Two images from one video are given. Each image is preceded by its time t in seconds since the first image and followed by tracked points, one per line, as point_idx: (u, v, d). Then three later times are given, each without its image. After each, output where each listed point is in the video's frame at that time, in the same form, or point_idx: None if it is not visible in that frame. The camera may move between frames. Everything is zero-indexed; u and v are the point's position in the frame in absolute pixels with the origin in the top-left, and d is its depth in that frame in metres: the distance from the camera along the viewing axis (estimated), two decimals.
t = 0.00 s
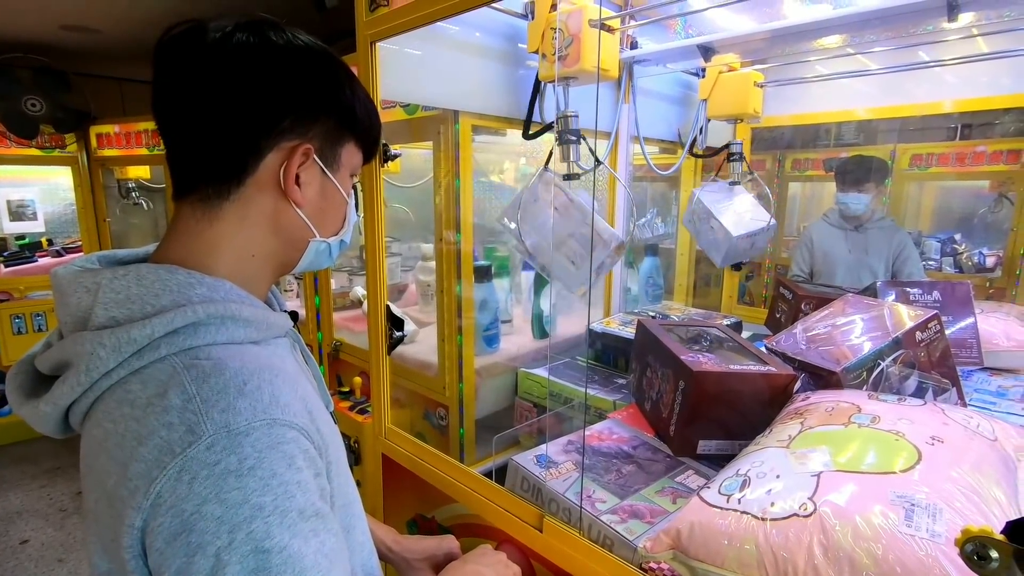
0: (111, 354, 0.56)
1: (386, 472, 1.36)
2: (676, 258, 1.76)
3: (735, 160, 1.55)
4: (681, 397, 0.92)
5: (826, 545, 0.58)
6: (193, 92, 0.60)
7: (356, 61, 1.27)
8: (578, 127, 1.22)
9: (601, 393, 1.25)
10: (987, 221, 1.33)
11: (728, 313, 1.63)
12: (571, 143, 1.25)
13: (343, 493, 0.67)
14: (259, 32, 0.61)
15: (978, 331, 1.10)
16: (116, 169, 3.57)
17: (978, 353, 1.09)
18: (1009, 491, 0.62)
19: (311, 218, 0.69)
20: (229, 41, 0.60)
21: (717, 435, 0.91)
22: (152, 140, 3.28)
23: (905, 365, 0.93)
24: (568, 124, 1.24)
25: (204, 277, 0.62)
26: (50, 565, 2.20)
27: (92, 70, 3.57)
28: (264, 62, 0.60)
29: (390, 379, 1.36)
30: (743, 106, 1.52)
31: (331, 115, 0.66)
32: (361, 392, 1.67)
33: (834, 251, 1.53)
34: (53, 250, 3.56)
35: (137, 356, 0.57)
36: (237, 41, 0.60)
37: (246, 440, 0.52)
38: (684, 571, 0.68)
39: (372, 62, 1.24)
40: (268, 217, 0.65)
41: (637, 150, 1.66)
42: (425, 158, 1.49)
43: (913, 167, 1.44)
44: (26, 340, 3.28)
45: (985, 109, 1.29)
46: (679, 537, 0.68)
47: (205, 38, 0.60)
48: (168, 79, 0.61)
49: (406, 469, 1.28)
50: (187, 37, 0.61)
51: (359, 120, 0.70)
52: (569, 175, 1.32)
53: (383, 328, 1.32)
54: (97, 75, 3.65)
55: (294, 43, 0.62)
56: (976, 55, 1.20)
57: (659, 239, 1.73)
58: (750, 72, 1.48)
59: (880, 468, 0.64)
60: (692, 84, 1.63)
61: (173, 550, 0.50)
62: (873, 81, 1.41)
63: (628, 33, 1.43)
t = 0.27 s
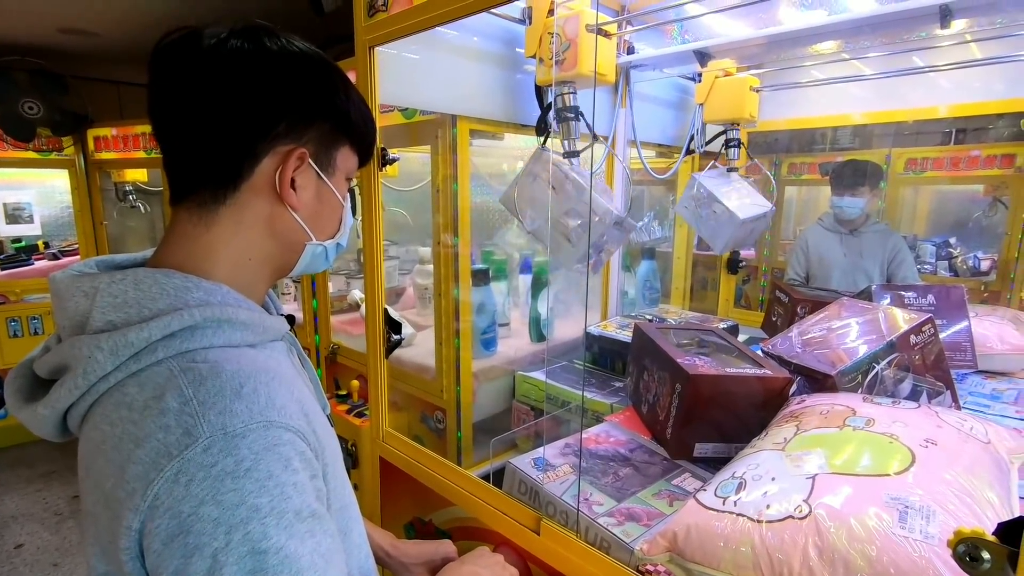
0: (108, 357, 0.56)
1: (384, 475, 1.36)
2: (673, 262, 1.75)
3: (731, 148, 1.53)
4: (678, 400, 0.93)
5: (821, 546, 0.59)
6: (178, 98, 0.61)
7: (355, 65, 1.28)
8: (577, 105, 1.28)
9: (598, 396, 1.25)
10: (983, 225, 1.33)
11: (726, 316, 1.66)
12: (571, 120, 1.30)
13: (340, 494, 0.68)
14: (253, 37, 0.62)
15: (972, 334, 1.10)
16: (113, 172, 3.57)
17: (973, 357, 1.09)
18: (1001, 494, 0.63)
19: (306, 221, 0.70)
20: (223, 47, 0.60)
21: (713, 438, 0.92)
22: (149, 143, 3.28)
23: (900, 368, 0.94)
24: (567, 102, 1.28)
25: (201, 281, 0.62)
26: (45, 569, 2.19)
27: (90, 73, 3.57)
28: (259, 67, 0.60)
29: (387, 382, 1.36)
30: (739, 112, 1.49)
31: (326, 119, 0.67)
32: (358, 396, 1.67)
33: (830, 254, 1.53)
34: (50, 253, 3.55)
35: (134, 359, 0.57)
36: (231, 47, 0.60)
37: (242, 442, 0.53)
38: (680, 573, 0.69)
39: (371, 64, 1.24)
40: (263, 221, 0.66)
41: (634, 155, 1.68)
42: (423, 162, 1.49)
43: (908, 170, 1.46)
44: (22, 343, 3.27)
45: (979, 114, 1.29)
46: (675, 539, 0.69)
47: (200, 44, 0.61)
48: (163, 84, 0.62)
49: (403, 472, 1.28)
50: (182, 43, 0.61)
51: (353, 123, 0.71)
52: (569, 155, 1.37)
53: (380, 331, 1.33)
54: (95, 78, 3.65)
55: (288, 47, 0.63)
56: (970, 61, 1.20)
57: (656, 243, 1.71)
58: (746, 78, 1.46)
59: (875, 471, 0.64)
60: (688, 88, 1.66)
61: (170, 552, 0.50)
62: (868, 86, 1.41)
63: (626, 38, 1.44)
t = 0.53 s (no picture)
0: (106, 359, 0.56)
1: (381, 478, 1.36)
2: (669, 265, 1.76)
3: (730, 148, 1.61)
4: (674, 403, 0.93)
5: (818, 547, 0.59)
6: (174, 100, 0.61)
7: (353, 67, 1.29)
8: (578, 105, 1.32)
9: (595, 399, 1.25)
10: (976, 228, 1.27)
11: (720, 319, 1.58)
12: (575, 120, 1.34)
13: (338, 495, 0.68)
14: (247, 39, 0.62)
15: (966, 337, 1.11)
16: (109, 174, 3.56)
17: (967, 359, 1.10)
18: (996, 495, 0.63)
19: (302, 223, 0.70)
20: (218, 49, 0.60)
21: (710, 439, 0.92)
22: (145, 145, 3.28)
23: (895, 371, 0.94)
24: (568, 103, 1.33)
25: (197, 283, 0.62)
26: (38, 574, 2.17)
27: (86, 74, 3.56)
28: (239, 69, 0.60)
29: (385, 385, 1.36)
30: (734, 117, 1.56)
31: (321, 121, 0.67)
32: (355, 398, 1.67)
33: (824, 256, 1.56)
34: (45, 255, 3.53)
35: (132, 361, 0.57)
36: (226, 49, 0.60)
37: (241, 444, 0.52)
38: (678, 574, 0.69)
39: (370, 68, 1.26)
40: (259, 223, 0.66)
41: (631, 158, 1.70)
42: (421, 164, 1.49)
43: (903, 174, 1.43)
44: (16, 346, 3.25)
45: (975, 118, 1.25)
46: (673, 541, 0.69)
47: (195, 46, 0.61)
48: (159, 87, 0.62)
49: (400, 474, 1.28)
50: (176, 46, 0.61)
51: (348, 125, 0.71)
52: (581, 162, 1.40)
53: (378, 334, 1.33)
54: (91, 80, 3.65)
55: (283, 49, 0.63)
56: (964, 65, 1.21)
57: (652, 245, 1.75)
58: (742, 81, 1.52)
59: (872, 472, 0.65)
60: (686, 92, 1.67)
61: (170, 552, 0.50)
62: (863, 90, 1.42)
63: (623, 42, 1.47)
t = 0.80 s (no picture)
0: (105, 361, 0.56)
1: (379, 479, 1.36)
2: (667, 268, 1.80)
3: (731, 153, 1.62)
4: (672, 404, 0.94)
5: (812, 547, 0.60)
6: (169, 103, 0.61)
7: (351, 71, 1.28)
8: (564, 107, 1.29)
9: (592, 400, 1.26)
10: (972, 231, 1.17)
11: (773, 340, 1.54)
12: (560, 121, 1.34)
13: (336, 495, 0.68)
14: (240, 42, 0.62)
15: (960, 339, 1.13)
16: (106, 175, 3.55)
17: (961, 361, 1.12)
18: (989, 496, 0.63)
19: (299, 224, 0.70)
20: (211, 52, 0.60)
21: (705, 440, 0.92)
22: (142, 147, 3.27)
23: (890, 372, 0.95)
24: (553, 105, 1.30)
25: (195, 284, 0.62)
26: None
27: (84, 76, 3.55)
28: (233, 72, 0.60)
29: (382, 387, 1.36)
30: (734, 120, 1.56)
31: (315, 123, 0.67)
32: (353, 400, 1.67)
33: (819, 261, 1.56)
34: (41, 257, 3.52)
35: (131, 362, 0.57)
36: (219, 52, 0.60)
37: (240, 443, 0.53)
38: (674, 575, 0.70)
39: (368, 72, 1.24)
40: (256, 225, 0.66)
41: (630, 161, 1.70)
42: (417, 167, 1.50)
43: (899, 177, 1.40)
44: (12, 347, 3.24)
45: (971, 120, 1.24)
46: (669, 541, 0.70)
47: (189, 49, 0.61)
48: (152, 89, 0.62)
49: (397, 475, 1.28)
50: (170, 49, 0.62)
51: (343, 126, 0.71)
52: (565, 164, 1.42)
53: (375, 336, 1.33)
54: (88, 82, 3.64)
55: (276, 52, 0.63)
56: (959, 72, 1.22)
57: (649, 248, 1.78)
58: (742, 87, 1.53)
59: (866, 473, 0.65)
60: (687, 96, 1.68)
61: (169, 551, 0.50)
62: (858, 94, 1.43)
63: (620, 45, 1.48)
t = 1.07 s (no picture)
0: (105, 360, 0.57)
1: (376, 481, 1.36)
2: (664, 269, 1.80)
3: (731, 155, 1.65)
4: (674, 409, 0.93)
5: (805, 547, 0.60)
6: (165, 106, 0.61)
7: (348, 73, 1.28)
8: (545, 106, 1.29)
9: (589, 402, 1.26)
10: (968, 232, 1.17)
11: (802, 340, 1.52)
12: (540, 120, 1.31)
13: (334, 497, 0.68)
14: (235, 44, 0.62)
15: (955, 340, 1.15)
16: (102, 177, 3.55)
17: (956, 362, 1.13)
18: (984, 496, 0.63)
19: (297, 225, 0.70)
20: (205, 54, 0.60)
21: (704, 442, 0.93)
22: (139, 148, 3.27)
23: (885, 373, 0.95)
24: (534, 104, 1.30)
25: (195, 285, 0.62)
26: None
27: (81, 77, 3.55)
28: (227, 74, 0.60)
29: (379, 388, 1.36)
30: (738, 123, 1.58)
31: (311, 124, 0.67)
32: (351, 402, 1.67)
33: (816, 263, 1.55)
34: (37, 258, 3.51)
35: (131, 361, 0.57)
36: (213, 54, 0.60)
37: (234, 444, 0.53)
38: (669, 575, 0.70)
39: (364, 74, 1.24)
40: (253, 227, 0.66)
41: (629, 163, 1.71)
42: (415, 169, 1.51)
43: (894, 178, 1.37)
44: (8, 349, 3.23)
45: (969, 123, 1.20)
46: (664, 542, 0.70)
47: (184, 52, 0.61)
48: (148, 90, 0.63)
49: (393, 477, 1.28)
50: (165, 52, 0.62)
51: (340, 126, 0.71)
52: (547, 165, 1.42)
53: (372, 337, 1.33)
54: (85, 84, 3.64)
55: (270, 53, 0.63)
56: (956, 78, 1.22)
57: (647, 249, 1.79)
58: (744, 92, 1.56)
59: (860, 473, 0.66)
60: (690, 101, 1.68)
61: (158, 550, 0.50)
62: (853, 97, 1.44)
63: (615, 47, 1.51)
